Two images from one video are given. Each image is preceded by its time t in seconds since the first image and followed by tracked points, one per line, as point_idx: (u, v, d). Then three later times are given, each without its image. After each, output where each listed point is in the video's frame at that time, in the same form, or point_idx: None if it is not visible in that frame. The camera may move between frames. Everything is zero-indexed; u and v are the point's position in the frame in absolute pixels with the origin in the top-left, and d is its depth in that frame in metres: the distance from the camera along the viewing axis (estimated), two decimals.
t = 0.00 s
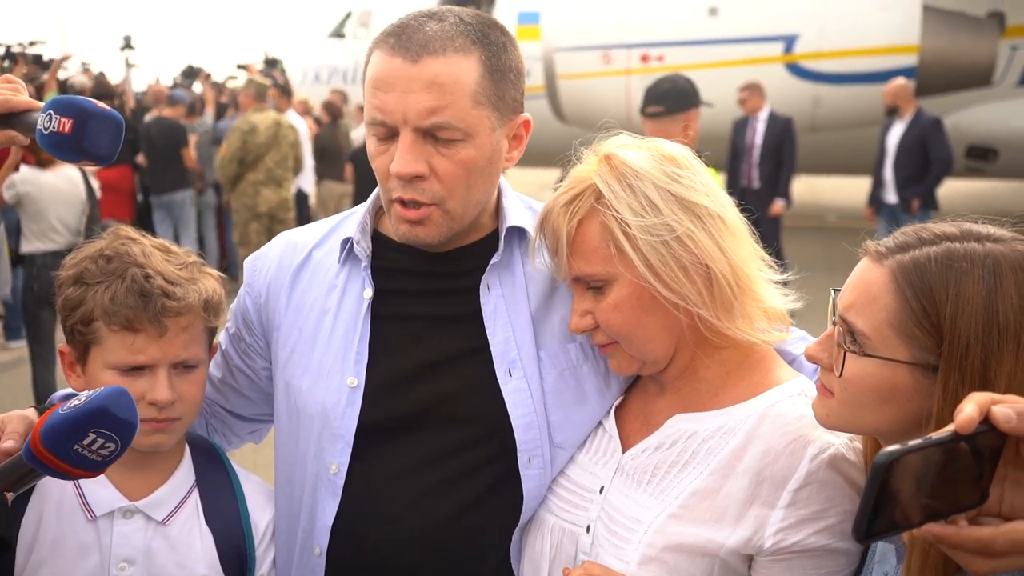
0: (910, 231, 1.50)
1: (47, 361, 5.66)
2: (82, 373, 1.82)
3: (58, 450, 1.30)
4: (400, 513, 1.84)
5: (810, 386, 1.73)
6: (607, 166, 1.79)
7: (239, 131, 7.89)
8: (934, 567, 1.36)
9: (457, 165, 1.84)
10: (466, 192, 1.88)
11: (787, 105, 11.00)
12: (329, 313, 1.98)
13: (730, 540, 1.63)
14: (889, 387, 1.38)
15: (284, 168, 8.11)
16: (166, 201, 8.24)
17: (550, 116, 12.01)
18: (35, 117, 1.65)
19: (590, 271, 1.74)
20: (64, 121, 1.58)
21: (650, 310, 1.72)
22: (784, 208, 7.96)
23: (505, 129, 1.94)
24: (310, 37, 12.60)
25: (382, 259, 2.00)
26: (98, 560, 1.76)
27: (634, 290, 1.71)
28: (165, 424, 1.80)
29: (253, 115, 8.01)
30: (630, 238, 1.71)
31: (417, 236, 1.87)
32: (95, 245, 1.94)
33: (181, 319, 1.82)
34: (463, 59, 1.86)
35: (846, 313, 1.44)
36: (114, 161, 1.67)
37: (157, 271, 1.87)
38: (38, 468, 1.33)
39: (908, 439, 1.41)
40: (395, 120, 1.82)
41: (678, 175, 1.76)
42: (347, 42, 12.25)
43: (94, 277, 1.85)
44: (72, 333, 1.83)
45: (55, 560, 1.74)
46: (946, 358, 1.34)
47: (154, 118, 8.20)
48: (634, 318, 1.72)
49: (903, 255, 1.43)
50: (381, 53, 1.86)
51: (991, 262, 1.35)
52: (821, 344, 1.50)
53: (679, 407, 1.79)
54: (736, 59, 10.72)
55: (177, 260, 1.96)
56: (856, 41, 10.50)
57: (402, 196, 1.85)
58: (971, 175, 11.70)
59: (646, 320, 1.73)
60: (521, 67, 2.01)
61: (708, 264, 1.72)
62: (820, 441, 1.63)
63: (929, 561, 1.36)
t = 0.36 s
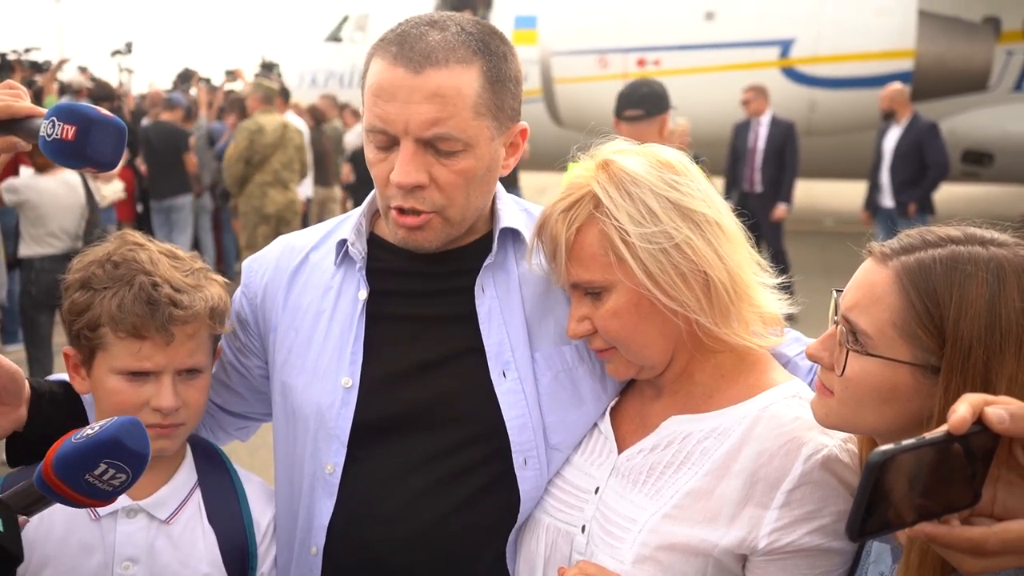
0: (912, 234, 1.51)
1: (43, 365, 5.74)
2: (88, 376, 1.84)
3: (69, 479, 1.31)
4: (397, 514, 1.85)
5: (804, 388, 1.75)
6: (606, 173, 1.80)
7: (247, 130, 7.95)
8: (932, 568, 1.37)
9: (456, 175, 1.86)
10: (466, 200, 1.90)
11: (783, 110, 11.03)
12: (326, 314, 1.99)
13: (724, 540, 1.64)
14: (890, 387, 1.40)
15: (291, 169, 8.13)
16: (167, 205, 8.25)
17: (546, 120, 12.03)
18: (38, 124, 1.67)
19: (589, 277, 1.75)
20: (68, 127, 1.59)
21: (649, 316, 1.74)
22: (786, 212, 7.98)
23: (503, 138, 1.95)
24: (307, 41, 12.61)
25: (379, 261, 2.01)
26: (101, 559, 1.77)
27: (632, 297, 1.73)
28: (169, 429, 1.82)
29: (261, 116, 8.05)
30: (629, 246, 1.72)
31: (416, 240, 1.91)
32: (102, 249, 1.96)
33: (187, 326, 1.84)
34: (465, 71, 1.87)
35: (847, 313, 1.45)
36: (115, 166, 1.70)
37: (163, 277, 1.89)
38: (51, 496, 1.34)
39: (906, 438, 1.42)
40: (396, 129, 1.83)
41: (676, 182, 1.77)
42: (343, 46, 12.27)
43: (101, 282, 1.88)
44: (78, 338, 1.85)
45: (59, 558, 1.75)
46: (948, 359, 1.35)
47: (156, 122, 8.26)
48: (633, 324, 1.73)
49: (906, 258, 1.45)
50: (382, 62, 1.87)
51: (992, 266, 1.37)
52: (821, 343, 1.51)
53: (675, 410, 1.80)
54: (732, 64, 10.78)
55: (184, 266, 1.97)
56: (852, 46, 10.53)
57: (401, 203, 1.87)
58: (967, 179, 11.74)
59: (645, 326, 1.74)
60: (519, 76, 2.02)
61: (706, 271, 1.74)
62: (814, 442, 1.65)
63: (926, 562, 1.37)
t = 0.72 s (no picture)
0: (908, 236, 1.51)
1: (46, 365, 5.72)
2: (82, 375, 1.84)
3: (99, 487, 1.33)
4: (393, 515, 1.84)
5: (801, 388, 1.75)
6: (604, 175, 1.80)
7: (260, 130, 7.95)
8: (930, 568, 1.37)
9: (449, 176, 1.86)
10: (458, 201, 1.90)
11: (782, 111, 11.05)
12: (324, 317, 1.99)
13: (721, 538, 1.64)
14: (886, 390, 1.40)
15: (300, 169, 8.15)
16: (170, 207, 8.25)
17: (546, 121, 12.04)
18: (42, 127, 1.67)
19: (588, 279, 1.75)
20: (71, 131, 1.59)
21: (649, 318, 1.74)
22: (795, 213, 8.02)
23: (501, 143, 1.96)
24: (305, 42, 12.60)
25: (377, 264, 2.01)
26: (95, 556, 1.76)
27: (632, 299, 1.73)
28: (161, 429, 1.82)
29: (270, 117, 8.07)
30: (629, 248, 1.72)
31: (404, 235, 1.90)
32: (98, 250, 1.96)
33: (181, 328, 1.83)
34: (468, 72, 1.87)
35: (843, 316, 1.45)
36: (117, 171, 1.70)
37: (158, 279, 1.89)
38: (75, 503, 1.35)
39: (903, 439, 1.42)
40: (394, 125, 1.83)
41: (676, 185, 1.77)
42: (343, 48, 12.26)
43: (96, 282, 1.88)
44: (72, 337, 1.85)
45: (53, 555, 1.74)
46: (944, 360, 1.36)
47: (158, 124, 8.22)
48: (632, 326, 1.73)
49: (901, 260, 1.45)
50: (388, 56, 1.86)
51: (986, 268, 1.37)
52: (818, 347, 1.52)
53: (673, 409, 1.80)
54: (731, 66, 10.80)
55: (179, 268, 1.97)
56: (851, 48, 10.56)
57: (392, 199, 1.87)
58: (965, 181, 11.78)
59: (644, 328, 1.74)
60: (522, 82, 2.03)
61: (705, 273, 1.74)
62: (812, 442, 1.65)
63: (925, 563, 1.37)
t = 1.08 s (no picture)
0: (911, 235, 1.51)
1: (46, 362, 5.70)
2: (80, 371, 1.84)
3: (104, 497, 1.32)
4: (392, 514, 1.84)
5: (801, 387, 1.75)
6: (611, 171, 1.80)
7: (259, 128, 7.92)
8: (931, 567, 1.37)
9: (445, 176, 1.86)
10: (455, 201, 1.90)
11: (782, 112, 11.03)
12: (323, 317, 1.99)
13: (721, 535, 1.64)
14: (886, 389, 1.40)
15: (302, 170, 8.13)
16: (167, 206, 8.24)
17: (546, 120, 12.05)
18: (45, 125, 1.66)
19: (592, 274, 1.74)
20: (74, 129, 1.59)
21: (651, 314, 1.74)
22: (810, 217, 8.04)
23: (494, 141, 1.96)
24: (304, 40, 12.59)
25: (376, 264, 2.01)
26: (88, 555, 1.76)
27: (636, 295, 1.73)
28: (158, 427, 1.82)
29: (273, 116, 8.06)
30: (635, 244, 1.71)
31: (400, 240, 1.90)
32: (98, 245, 1.96)
33: (179, 326, 1.83)
34: (458, 73, 1.87)
35: (845, 314, 1.45)
36: (120, 170, 1.70)
37: (158, 276, 1.89)
38: (79, 513, 1.34)
39: (903, 438, 1.42)
40: (387, 128, 1.82)
41: (681, 182, 1.77)
42: (342, 46, 12.23)
43: (95, 279, 1.88)
44: (71, 333, 1.85)
45: (46, 555, 1.73)
46: (946, 357, 1.36)
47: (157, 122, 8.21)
48: (635, 322, 1.73)
49: (904, 258, 1.45)
50: (377, 61, 1.87)
51: (987, 266, 1.37)
52: (819, 345, 1.51)
53: (673, 407, 1.80)
54: (732, 65, 10.79)
55: (178, 265, 1.97)
56: (851, 49, 10.56)
57: (389, 202, 1.87)
58: (965, 181, 11.76)
59: (647, 324, 1.74)
60: (514, 80, 2.03)
61: (709, 270, 1.74)
62: (811, 441, 1.65)
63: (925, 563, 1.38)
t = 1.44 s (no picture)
0: (908, 230, 1.52)
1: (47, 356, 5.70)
2: (83, 365, 1.87)
3: (115, 500, 1.33)
4: (394, 510, 1.85)
5: (800, 383, 1.75)
6: (611, 166, 1.80)
7: (245, 125, 7.93)
8: (930, 562, 1.37)
9: (452, 163, 1.87)
10: (462, 189, 1.90)
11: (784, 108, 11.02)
12: (320, 313, 1.99)
13: (720, 531, 1.65)
14: (884, 381, 1.40)
15: (289, 168, 8.10)
16: (165, 201, 8.26)
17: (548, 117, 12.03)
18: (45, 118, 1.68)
19: (592, 268, 1.75)
20: (75, 123, 1.60)
21: (649, 309, 1.74)
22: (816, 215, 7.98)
23: (496, 130, 1.97)
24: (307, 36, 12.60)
25: (375, 260, 2.01)
26: (88, 549, 1.77)
27: (635, 289, 1.73)
28: (161, 422, 1.82)
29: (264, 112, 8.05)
30: (634, 238, 1.72)
31: (408, 230, 1.89)
32: (103, 240, 1.97)
33: (183, 322, 1.84)
34: (462, 60, 1.88)
35: (843, 308, 1.46)
36: (122, 162, 1.70)
37: (162, 273, 1.89)
38: (94, 516, 1.36)
39: (903, 432, 1.42)
40: (393, 117, 1.84)
41: (681, 177, 1.78)
42: (343, 42, 12.28)
43: (100, 274, 1.88)
44: (76, 328, 1.86)
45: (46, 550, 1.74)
46: (944, 350, 1.36)
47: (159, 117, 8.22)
48: (634, 316, 1.73)
49: (900, 253, 1.46)
50: (380, 50, 1.87)
51: (984, 261, 1.38)
52: (816, 339, 1.51)
53: (671, 402, 1.80)
54: (733, 61, 10.78)
55: (183, 261, 1.98)
56: (853, 45, 10.53)
57: (395, 190, 1.87)
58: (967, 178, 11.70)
59: (646, 318, 1.74)
60: (513, 69, 2.04)
61: (708, 265, 1.74)
62: (809, 437, 1.66)
63: (918, 555, 1.38)
